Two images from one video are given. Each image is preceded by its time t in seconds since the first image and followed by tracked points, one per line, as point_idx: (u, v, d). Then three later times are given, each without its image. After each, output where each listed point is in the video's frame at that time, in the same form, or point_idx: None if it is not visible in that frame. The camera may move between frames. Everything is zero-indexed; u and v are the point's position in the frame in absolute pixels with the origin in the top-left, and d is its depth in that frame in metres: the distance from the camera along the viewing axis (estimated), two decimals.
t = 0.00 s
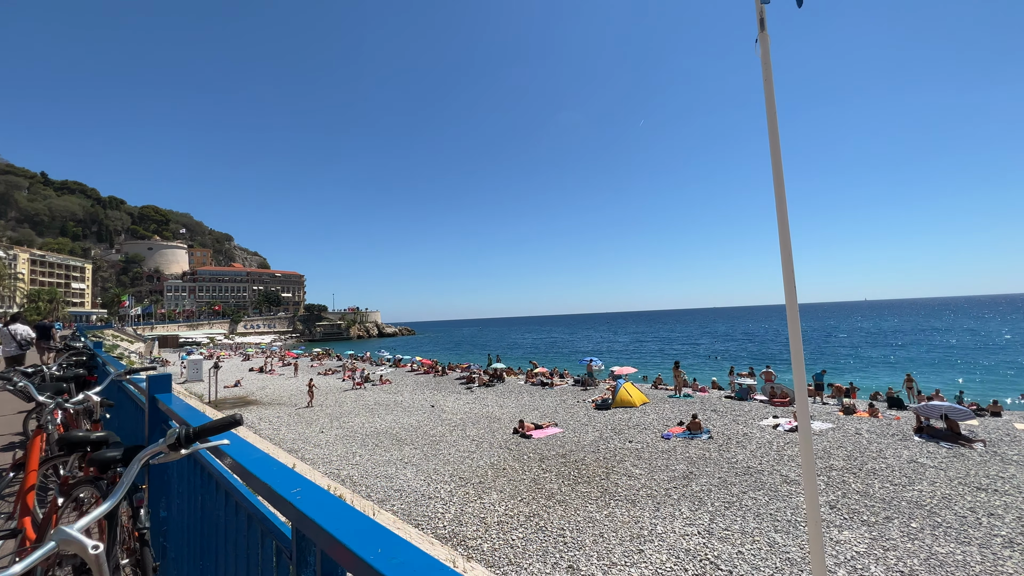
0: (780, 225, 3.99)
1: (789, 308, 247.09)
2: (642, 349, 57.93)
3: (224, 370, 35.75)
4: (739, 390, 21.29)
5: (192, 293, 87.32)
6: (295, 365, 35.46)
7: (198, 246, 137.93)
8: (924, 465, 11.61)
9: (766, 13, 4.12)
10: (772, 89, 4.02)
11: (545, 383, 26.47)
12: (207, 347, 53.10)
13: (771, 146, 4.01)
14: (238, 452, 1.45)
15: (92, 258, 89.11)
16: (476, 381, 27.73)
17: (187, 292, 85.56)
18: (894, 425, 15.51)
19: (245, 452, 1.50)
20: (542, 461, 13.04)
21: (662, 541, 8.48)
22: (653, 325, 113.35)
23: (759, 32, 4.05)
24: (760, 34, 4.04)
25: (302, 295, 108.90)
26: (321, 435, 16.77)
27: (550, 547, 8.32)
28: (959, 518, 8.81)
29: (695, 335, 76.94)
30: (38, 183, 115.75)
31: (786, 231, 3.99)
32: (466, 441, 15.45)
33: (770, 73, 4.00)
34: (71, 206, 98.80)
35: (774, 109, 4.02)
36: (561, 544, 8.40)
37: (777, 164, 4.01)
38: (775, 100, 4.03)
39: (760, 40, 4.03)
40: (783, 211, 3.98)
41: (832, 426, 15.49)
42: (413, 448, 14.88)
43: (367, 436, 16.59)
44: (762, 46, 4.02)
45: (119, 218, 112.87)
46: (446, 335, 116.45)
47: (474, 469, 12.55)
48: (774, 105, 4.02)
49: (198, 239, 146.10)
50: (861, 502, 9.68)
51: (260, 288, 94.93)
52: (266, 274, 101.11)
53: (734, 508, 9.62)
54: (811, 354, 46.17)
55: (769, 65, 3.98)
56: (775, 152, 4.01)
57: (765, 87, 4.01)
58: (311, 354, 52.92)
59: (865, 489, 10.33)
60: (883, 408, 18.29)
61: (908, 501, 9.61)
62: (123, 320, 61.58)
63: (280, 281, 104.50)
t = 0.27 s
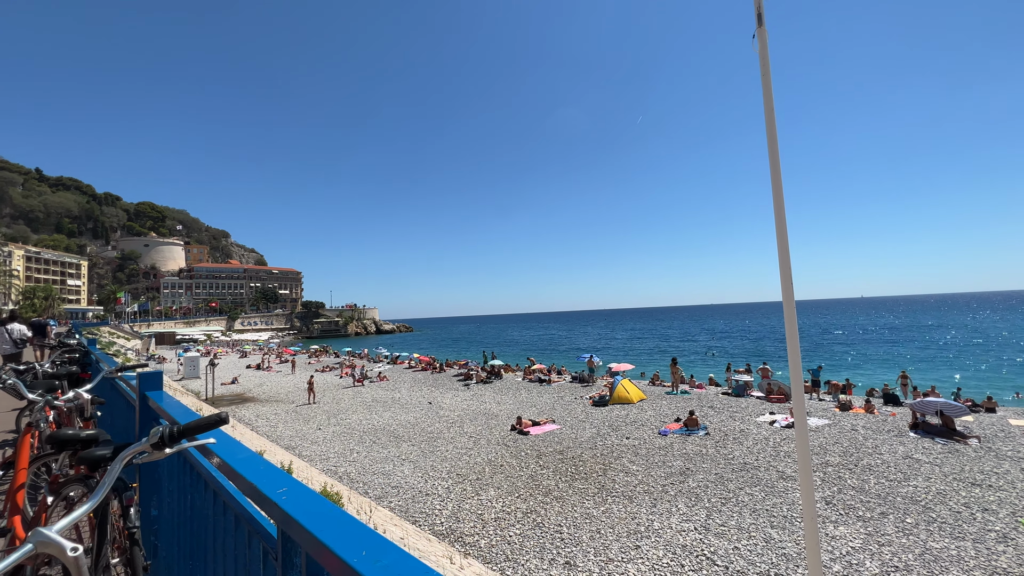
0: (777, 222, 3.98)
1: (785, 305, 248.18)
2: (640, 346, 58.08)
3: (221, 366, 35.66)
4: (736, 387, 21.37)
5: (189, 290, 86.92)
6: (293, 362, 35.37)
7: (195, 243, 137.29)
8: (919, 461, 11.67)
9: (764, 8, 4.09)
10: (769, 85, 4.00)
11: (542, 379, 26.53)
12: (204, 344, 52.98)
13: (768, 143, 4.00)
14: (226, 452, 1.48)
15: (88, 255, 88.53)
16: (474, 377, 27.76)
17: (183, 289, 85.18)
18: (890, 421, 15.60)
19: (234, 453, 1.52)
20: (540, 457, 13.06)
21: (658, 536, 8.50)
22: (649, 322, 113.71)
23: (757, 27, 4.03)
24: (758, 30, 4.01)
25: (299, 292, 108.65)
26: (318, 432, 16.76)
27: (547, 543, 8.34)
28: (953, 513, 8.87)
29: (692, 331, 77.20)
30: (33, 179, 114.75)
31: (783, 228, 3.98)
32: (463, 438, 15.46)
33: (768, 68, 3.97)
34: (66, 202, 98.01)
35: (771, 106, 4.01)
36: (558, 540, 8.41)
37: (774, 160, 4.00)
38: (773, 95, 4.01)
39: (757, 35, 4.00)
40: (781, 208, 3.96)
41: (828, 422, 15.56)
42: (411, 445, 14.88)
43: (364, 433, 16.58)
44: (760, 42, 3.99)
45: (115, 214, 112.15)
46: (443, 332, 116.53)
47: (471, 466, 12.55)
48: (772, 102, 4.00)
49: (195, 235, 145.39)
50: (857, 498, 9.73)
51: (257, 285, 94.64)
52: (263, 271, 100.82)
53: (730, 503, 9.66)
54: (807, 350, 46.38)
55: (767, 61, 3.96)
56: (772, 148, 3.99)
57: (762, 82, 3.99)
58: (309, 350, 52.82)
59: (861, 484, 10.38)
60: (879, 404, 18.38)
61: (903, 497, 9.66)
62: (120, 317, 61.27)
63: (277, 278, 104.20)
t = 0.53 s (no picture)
0: (773, 220, 3.99)
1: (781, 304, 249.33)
2: (636, 345, 58.21)
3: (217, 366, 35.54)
4: (733, 385, 21.42)
5: (185, 288, 86.50)
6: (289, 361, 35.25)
7: (191, 241, 136.64)
8: (914, 459, 11.74)
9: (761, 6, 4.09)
10: (767, 83, 4.00)
11: (540, 378, 26.55)
12: (201, 343, 52.81)
13: (763, 141, 4.01)
14: (217, 452, 1.48)
15: (84, 253, 87.95)
16: (471, 376, 27.76)
17: (179, 288, 84.76)
18: (885, 420, 15.66)
19: (225, 454, 1.51)
20: (536, 456, 13.07)
21: (657, 535, 8.49)
22: (646, 320, 113.99)
23: (754, 25, 4.03)
24: (755, 27, 4.01)
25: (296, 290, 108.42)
26: (315, 431, 16.74)
27: (544, 541, 8.33)
28: (948, 510, 8.92)
29: (690, 330, 77.36)
30: (27, 177, 113.75)
31: (780, 226, 3.99)
32: (460, 437, 15.43)
33: (765, 66, 3.98)
34: (61, 200, 97.27)
35: (767, 104, 4.02)
36: (555, 538, 8.42)
37: (770, 159, 4.01)
38: (769, 94, 4.02)
39: (754, 33, 4.01)
40: (776, 205, 3.98)
41: (824, 420, 15.60)
42: (408, 444, 14.87)
43: (361, 432, 16.55)
44: (757, 39, 4.00)
45: (110, 212, 111.41)
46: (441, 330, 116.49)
47: (469, 464, 12.56)
48: (769, 100, 4.01)
49: (191, 234, 144.71)
50: (852, 495, 9.77)
51: (254, 283, 94.29)
52: (260, 270, 100.51)
53: (726, 501, 9.70)
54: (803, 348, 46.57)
55: (763, 59, 3.97)
56: (768, 146, 4.00)
57: (760, 81, 4.00)
58: (306, 349, 52.62)
59: (856, 482, 10.44)
60: (875, 403, 18.45)
61: (897, 494, 9.71)
62: (115, 315, 60.96)
63: (274, 277, 103.96)
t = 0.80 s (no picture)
0: (767, 221, 4.01)
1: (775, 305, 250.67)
2: (632, 345, 58.38)
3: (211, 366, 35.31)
4: (728, 385, 21.51)
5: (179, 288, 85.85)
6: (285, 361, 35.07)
7: (185, 241, 135.70)
8: (907, 458, 11.82)
9: (756, 8, 4.11)
10: (760, 84, 4.03)
11: (536, 378, 26.55)
12: (195, 343, 52.48)
13: (759, 142, 4.03)
14: (210, 453, 1.48)
15: (76, 253, 87.09)
16: (467, 376, 27.73)
17: (174, 288, 84.16)
18: (878, 419, 15.77)
19: (218, 454, 1.51)
20: (533, 456, 13.07)
21: (652, 535, 8.51)
22: (641, 321, 114.34)
23: (748, 27, 4.05)
24: (750, 29, 4.03)
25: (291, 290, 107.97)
26: (310, 431, 16.67)
27: (539, 542, 8.34)
28: (940, 509, 8.99)
29: (685, 330, 77.60)
30: (19, 176, 112.48)
31: (774, 227, 4.01)
32: (456, 437, 15.40)
33: (759, 67, 4.00)
34: (53, 199, 96.27)
35: (762, 105, 4.03)
36: (551, 539, 8.42)
37: (765, 159, 4.03)
38: (763, 95, 4.04)
39: (749, 35, 4.02)
40: (771, 206, 4.00)
41: (819, 420, 15.68)
42: (404, 444, 14.83)
43: (357, 432, 16.48)
44: (751, 41, 4.02)
45: (104, 211, 110.42)
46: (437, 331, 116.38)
47: (464, 465, 12.55)
48: (763, 101, 4.03)
49: (185, 233, 143.73)
50: (846, 494, 9.82)
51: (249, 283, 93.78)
52: (255, 270, 100.03)
53: (721, 501, 9.74)
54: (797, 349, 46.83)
55: (757, 61, 3.99)
56: (762, 148, 4.03)
57: (754, 82, 4.02)
58: (301, 349, 52.41)
59: (850, 481, 10.51)
60: (868, 403, 18.57)
61: (890, 493, 9.79)
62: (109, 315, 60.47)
63: (269, 276, 103.45)
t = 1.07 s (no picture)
0: (758, 222, 4.05)
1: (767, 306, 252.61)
2: (626, 346, 58.62)
3: (202, 368, 34.96)
4: (721, 386, 21.63)
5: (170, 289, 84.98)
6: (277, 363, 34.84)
7: (176, 241, 134.42)
8: (897, 458, 11.93)
9: (747, 12, 4.15)
10: (752, 87, 4.07)
11: (530, 379, 26.56)
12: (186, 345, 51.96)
13: (750, 146, 4.07)
14: (199, 456, 1.45)
15: (65, 253, 85.96)
16: (461, 378, 27.69)
17: (164, 288, 83.31)
18: (869, 420, 15.93)
19: (209, 458, 1.50)
20: (527, 458, 13.07)
21: (646, 536, 8.52)
22: (634, 322, 114.88)
23: (740, 31, 4.09)
24: (741, 33, 4.07)
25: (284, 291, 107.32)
26: (303, 433, 16.56)
27: (533, 543, 8.33)
28: (930, 509, 9.08)
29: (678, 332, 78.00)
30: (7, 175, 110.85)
31: (766, 229, 4.05)
32: (450, 439, 15.37)
33: (751, 70, 4.04)
34: (42, 199, 94.94)
35: (754, 109, 4.07)
36: (545, 540, 8.43)
37: (757, 163, 4.07)
38: (756, 99, 4.08)
39: (741, 38, 4.06)
40: (762, 208, 4.04)
41: (810, 421, 15.81)
42: (398, 446, 14.76)
43: (349, 434, 16.37)
44: (743, 45, 4.05)
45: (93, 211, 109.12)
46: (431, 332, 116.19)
47: (458, 467, 12.49)
48: (755, 105, 4.07)
49: (176, 234, 142.37)
50: (837, 494, 9.91)
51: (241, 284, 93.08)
52: (248, 271, 99.33)
53: (715, 502, 9.78)
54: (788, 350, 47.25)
55: (749, 65, 4.03)
56: (754, 151, 4.06)
57: (745, 84, 4.05)
58: (294, 351, 52.08)
59: (841, 481, 10.59)
60: (859, 403, 18.76)
61: (880, 493, 9.89)
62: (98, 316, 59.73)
63: (261, 277, 102.76)
